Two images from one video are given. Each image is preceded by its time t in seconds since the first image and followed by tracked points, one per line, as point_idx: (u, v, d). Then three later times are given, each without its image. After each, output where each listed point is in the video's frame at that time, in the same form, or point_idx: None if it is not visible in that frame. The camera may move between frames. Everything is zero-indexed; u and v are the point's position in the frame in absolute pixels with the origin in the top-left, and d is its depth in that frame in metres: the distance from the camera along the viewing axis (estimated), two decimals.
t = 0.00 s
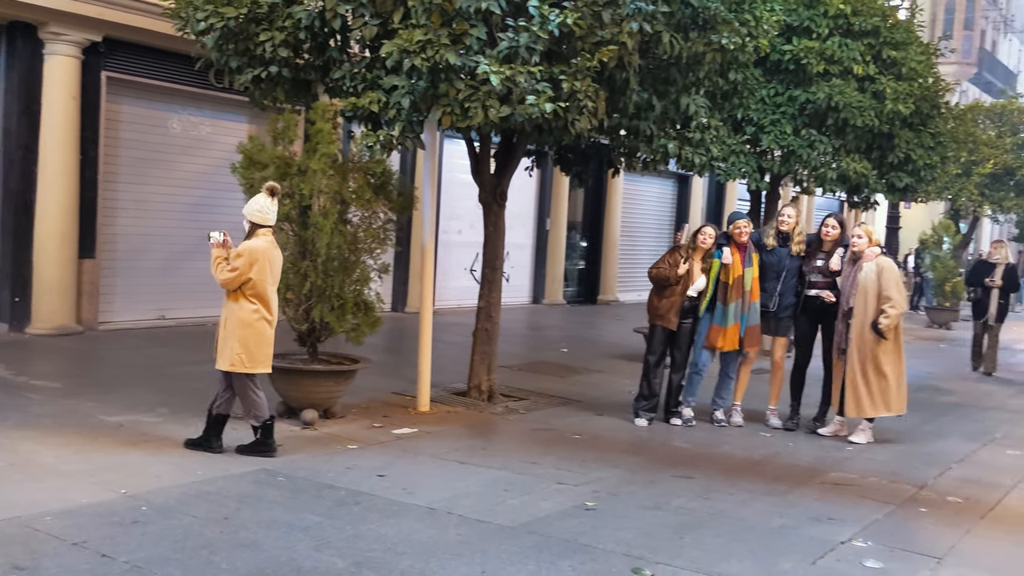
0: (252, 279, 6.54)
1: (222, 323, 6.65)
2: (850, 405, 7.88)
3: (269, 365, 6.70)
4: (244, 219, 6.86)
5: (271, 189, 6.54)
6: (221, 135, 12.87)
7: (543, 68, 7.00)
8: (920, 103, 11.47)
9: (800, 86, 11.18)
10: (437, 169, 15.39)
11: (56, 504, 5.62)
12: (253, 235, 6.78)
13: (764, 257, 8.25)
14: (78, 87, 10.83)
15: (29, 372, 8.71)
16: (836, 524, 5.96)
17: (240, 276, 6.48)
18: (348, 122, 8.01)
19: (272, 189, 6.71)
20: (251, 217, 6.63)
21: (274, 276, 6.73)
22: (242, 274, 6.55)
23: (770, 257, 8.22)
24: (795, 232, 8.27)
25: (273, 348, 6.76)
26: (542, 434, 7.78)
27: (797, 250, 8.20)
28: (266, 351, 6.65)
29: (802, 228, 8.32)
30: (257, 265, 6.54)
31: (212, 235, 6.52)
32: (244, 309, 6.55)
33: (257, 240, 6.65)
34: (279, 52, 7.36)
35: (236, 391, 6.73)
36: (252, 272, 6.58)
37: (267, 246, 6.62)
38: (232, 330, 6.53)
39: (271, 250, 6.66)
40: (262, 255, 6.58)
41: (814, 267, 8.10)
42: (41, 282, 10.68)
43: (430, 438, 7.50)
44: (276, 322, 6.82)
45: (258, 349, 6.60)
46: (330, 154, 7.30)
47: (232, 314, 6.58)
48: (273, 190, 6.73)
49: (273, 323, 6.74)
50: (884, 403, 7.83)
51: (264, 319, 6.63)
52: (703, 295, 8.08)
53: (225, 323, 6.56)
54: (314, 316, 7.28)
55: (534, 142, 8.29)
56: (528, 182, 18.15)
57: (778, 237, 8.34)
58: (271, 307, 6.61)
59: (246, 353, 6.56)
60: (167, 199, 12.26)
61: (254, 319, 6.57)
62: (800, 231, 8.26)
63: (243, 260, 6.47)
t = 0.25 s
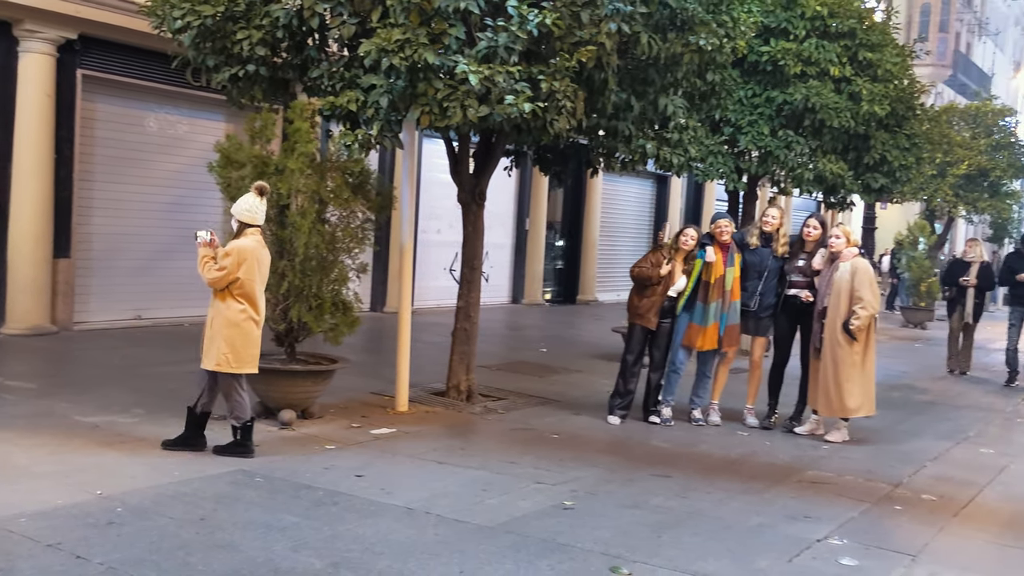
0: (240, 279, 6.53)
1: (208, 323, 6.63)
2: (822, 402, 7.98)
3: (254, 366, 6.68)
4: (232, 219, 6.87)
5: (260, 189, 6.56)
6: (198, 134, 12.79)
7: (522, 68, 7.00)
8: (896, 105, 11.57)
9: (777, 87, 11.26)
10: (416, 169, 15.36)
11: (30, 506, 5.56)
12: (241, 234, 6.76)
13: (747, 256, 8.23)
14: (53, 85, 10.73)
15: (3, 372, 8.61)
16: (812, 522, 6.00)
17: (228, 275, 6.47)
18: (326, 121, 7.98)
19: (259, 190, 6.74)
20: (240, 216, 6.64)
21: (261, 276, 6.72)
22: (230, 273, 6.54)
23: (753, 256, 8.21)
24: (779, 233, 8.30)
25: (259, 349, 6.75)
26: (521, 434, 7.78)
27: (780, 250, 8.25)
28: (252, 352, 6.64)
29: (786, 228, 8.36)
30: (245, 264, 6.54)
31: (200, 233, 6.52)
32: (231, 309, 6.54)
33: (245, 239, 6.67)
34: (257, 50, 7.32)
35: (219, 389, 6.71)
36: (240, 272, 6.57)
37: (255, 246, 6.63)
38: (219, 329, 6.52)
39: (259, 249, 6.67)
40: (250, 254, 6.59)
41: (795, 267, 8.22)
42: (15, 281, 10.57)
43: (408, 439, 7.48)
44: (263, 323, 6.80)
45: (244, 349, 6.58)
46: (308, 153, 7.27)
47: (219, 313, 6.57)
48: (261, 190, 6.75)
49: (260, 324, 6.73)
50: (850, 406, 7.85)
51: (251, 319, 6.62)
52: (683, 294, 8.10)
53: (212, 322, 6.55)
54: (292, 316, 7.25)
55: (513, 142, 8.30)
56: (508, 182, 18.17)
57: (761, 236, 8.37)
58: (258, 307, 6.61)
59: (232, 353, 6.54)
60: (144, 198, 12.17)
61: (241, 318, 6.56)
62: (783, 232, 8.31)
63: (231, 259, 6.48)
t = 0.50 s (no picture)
0: (228, 278, 6.51)
1: (196, 323, 6.62)
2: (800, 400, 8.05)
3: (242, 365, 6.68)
4: (221, 217, 6.83)
5: (250, 188, 6.55)
6: (180, 133, 12.73)
7: (505, 68, 7.00)
8: (877, 106, 11.65)
9: (760, 89, 11.33)
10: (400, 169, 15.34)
11: (10, 507, 5.51)
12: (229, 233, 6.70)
13: (728, 256, 8.28)
14: (34, 83, 10.65)
15: None
16: (794, 521, 6.03)
17: (216, 275, 6.46)
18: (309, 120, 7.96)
19: (249, 188, 6.70)
20: (229, 215, 6.60)
21: (249, 276, 6.70)
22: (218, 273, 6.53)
23: (735, 256, 8.26)
24: (761, 233, 8.33)
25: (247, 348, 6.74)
26: (504, 434, 7.78)
27: (762, 250, 8.31)
28: (240, 351, 6.63)
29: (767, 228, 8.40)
30: (233, 263, 6.53)
31: (187, 234, 6.48)
32: (219, 308, 6.53)
33: (234, 238, 6.64)
34: (239, 49, 7.29)
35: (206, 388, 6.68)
36: (228, 271, 6.55)
37: (243, 245, 6.60)
38: (207, 329, 6.51)
39: (248, 249, 6.65)
40: (238, 254, 6.56)
41: (776, 266, 8.21)
42: None
43: (391, 439, 7.47)
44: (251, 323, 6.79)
45: (232, 350, 6.58)
46: (290, 153, 7.25)
47: (206, 313, 6.56)
48: (251, 189, 6.71)
49: (248, 323, 6.72)
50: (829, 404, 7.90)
51: (239, 319, 6.61)
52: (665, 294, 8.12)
53: (200, 322, 6.54)
54: (275, 316, 7.22)
55: (497, 142, 8.31)
56: (491, 183, 18.17)
57: (743, 236, 8.39)
58: (246, 307, 6.60)
59: (219, 353, 6.54)
60: (126, 197, 12.10)
61: (229, 318, 6.55)
62: (764, 232, 8.34)
63: (220, 258, 6.46)
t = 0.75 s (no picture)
0: (213, 277, 6.49)
1: (179, 322, 6.57)
2: (781, 400, 8.07)
3: (225, 365, 6.64)
4: (206, 216, 6.80)
5: (235, 187, 6.52)
6: (161, 131, 12.65)
7: (488, 68, 7.00)
8: (858, 107, 11.73)
9: (742, 90, 11.37)
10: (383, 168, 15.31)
11: None
12: (215, 232, 6.71)
13: (705, 257, 8.34)
14: (13, 82, 10.56)
15: None
16: (775, 520, 6.06)
17: (201, 273, 6.43)
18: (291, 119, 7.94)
19: (235, 188, 6.67)
20: (215, 214, 6.58)
21: (235, 276, 6.67)
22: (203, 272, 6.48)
23: (712, 256, 8.30)
24: (735, 233, 8.33)
25: (230, 349, 6.70)
26: (487, 434, 7.79)
27: (737, 251, 8.31)
28: (223, 351, 6.59)
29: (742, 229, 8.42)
30: (219, 263, 6.50)
31: (172, 233, 6.42)
32: (203, 307, 6.50)
33: (220, 237, 6.63)
34: (221, 48, 7.25)
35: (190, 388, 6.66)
36: (214, 271, 6.52)
37: (229, 244, 6.59)
38: (190, 328, 6.46)
39: (233, 248, 6.62)
40: (223, 253, 6.53)
41: (751, 267, 8.26)
42: None
43: (374, 439, 7.46)
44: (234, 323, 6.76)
45: (215, 349, 6.54)
46: (272, 152, 7.23)
47: (190, 312, 6.52)
48: (237, 189, 6.68)
49: (232, 323, 6.69)
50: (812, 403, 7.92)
51: (223, 319, 6.58)
52: (643, 294, 8.17)
53: (183, 321, 6.49)
54: (256, 316, 7.19)
55: (480, 142, 8.31)
56: (474, 183, 18.16)
57: (719, 237, 8.41)
58: (231, 306, 6.57)
59: (202, 353, 6.49)
60: (106, 196, 12.02)
61: (213, 317, 6.51)
62: (740, 232, 8.36)
63: (206, 258, 6.42)
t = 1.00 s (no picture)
0: (201, 277, 6.46)
1: (166, 321, 6.54)
2: (764, 401, 8.10)
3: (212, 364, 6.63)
4: (193, 216, 6.78)
5: (222, 187, 6.50)
6: (146, 131, 12.59)
7: (475, 68, 7.00)
8: (843, 109, 11.79)
9: (728, 90, 11.42)
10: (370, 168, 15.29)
11: None
12: (203, 232, 6.68)
13: (680, 256, 8.40)
14: None
15: None
16: (760, 519, 6.09)
17: (190, 273, 6.40)
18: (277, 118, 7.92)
19: (223, 188, 6.65)
20: (202, 214, 6.55)
21: (222, 275, 6.65)
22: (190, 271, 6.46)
23: (685, 256, 8.37)
24: (710, 233, 8.42)
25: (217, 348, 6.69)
26: (473, 434, 7.78)
27: (711, 250, 8.37)
28: (211, 351, 6.58)
29: (717, 228, 8.48)
30: (207, 263, 6.47)
31: (159, 232, 6.39)
32: (191, 307, 6.48)
33: (207, 237, 6.60)
34: (206, 47, 7.23)
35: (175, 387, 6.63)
36: (202, 270, 6.49)
37: (217, 244, 6.56)
38: (178, 327, 6.44)
39: (221, 247, 6.60)
40: (211, 253, 6.51)
41: (727, 267, 8.28)
42: None
43: (359, 440, 7.44)
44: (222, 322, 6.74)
45: (203, 349, 6.52)
46: (258, 152, 7.21)
47: (178, 311, 6.49)
48: (225, 188, 6.66)
49: (219, 323, 6.67)
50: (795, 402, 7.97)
51: (211, 318, 6.56)
52: (621, 294, 8.21)
53: (171, 320, 6.47)
54: (242, 316, 7.16)
55: (467, 142, 8.31)
56: (461, 183, 18.15)
57: (693, 236, 8.48)
58: (218, 306, 6.55)
59: (190, 353, 6.47)
60: (91, 196, 11.95)
61: (201, 316, 6.49)
62: (714, 232, 8.43)
63: (194, 257, 6.38)
